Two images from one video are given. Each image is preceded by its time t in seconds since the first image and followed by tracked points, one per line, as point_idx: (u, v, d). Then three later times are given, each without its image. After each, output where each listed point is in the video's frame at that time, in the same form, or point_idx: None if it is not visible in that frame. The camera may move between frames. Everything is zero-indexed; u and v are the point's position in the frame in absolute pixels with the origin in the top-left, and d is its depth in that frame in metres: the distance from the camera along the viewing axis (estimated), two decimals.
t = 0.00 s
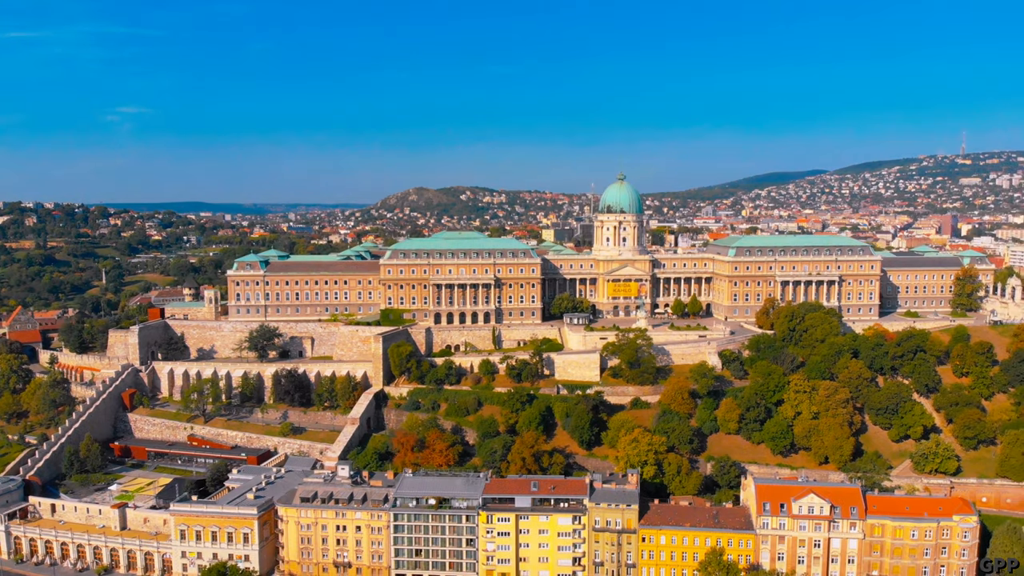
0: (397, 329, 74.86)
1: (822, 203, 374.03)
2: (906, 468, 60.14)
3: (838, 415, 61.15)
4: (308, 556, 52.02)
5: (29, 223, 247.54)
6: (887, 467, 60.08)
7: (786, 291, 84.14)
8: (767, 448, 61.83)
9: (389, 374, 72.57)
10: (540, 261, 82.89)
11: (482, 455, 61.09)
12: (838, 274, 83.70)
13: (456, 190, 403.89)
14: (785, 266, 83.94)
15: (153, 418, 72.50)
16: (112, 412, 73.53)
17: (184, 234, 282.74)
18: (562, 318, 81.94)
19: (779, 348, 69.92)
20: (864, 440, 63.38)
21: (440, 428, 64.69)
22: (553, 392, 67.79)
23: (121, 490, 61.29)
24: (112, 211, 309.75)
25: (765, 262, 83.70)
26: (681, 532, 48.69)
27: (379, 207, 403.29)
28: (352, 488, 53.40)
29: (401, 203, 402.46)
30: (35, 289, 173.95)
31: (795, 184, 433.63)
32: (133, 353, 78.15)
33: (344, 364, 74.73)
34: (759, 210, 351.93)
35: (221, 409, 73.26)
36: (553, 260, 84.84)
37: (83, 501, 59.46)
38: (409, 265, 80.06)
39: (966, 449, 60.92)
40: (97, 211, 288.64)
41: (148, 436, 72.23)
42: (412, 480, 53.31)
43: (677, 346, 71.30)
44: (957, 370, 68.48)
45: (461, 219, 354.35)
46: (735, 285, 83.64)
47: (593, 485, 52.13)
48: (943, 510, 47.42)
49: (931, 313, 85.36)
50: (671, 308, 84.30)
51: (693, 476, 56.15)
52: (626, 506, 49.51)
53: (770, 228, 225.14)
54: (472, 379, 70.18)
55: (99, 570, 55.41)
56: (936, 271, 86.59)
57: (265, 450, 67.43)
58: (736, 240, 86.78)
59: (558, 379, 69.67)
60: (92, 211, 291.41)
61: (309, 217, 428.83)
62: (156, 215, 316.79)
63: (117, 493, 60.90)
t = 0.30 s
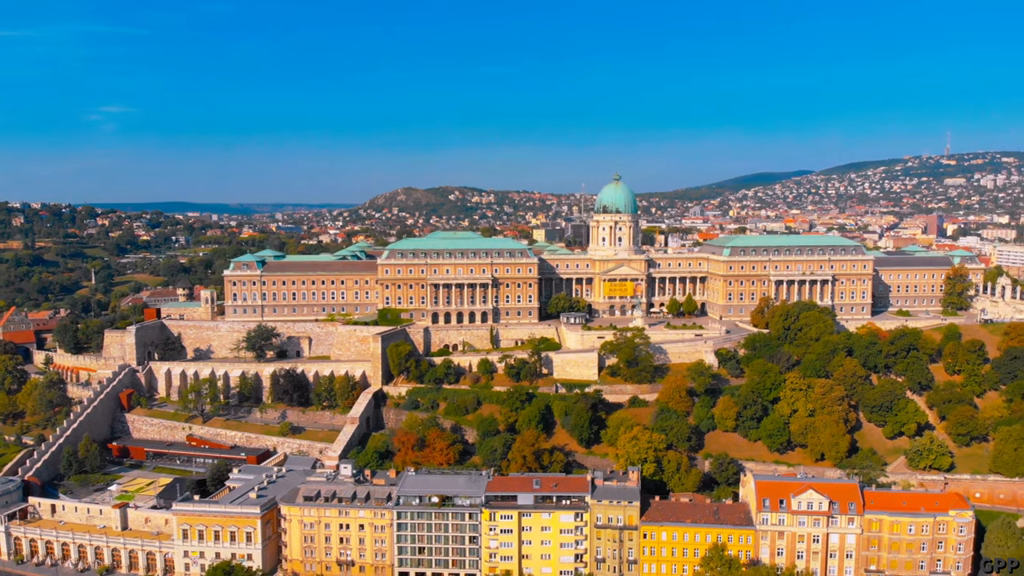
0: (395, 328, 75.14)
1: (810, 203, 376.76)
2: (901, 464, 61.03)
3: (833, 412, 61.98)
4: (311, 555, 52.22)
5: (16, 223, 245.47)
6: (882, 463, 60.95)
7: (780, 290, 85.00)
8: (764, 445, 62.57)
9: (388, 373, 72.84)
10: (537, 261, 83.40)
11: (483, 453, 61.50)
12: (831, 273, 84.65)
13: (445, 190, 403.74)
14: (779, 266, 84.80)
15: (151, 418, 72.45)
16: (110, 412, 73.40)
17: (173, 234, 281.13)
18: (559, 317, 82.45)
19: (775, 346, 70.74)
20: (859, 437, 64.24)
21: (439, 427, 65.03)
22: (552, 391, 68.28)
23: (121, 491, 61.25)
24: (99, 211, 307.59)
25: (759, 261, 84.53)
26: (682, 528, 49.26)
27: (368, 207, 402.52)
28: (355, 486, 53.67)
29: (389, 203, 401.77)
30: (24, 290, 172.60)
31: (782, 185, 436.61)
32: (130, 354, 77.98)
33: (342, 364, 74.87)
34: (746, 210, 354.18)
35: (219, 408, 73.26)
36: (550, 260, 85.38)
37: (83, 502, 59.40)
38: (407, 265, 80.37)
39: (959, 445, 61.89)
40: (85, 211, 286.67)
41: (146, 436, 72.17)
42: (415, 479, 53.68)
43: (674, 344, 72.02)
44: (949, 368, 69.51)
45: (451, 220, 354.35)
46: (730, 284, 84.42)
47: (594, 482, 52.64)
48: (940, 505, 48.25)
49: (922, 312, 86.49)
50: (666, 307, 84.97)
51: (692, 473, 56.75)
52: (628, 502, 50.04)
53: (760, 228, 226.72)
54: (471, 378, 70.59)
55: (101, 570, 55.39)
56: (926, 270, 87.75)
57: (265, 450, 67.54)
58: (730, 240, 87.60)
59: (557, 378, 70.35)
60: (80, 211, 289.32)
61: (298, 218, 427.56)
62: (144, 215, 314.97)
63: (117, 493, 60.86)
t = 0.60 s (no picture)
0: (393, 328, 75.45)
1: (797, 203, 379.50)
2: (895, 461, 61.91)
3: (829, 410, 62.82)
4: (314, 554, 52.48)
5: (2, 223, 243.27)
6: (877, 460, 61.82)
7: (774, 290, 85.89)
8: (760, 443, 63.30)
9: (387, 372, 73.10)
10: (533, 261, 83.96)
11: (483, 451, 61.90)
12: (824, 272, 85.67)
13: (435, 189, 403.47)
14: (773, 266, 85.68)
15: (149, 418, 72.38)
16: (107, 412, 73.25)
17: (161, 235, 279.47)
18: (556, 317, 82.99)
19: (770, 345, 71.54)
20: (854, 434, 65.09)
21: (439, 426, 65.37)
22: (550, 389, 68.77)
23: (120, 491, 61.23)
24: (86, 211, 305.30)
25: (753, 261, 85.38)
26: (682, 525, 49.83)
27: (358, 207, 401.61)
28: (357, 485, 53.92)
29: (378, 203, 400.97)
30: (12, 291, 171.21)
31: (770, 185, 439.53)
32: (127, 354, 77.80)
33: (340, 364, 75.02)
34: (734, 211, 356.38)
35: (217, 408, 73.27)
36: (546, 260, 85.96)
37: (83, 502, 59.32)
38: (404, 265, 80.64)
39: (951, 442, 62.85)
40: (71, 211, 284.59)
41: (144, 436, 72.10)
42: (417, 477, 54.07)
43: (671, 343, 72.75)
44: (941, 366, 70.55)
45: (440, 220, 354.18)
46: (725, 284, 85.25)
47: (595, 479, 53.18)
48: (936, 501, 49.07)
49: (913, 311, 87.65)
50: (661, 307, 85.70)
51: (691, 471, 57.39)
52: (629, 499, 50.58)
53: (748, 228, 228.38)
54: (470, 378, 71.03)
55: (102, 570, 55.37)
56: (917, 269, 88.95)
57: (264, 449, 67.65)
58: (724, 240, 88.45)
59: (556, 377, 70.88)
60: (67, 211, 287.04)
61: (286, 218, 426.03)
62: (132, 215, 313.00)
63: (117, 494, 60.82)
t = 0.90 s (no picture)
0: (392, 328, 75.74)
1: (785, 203, 381.93)
2: (890, 458, 62.71)
3: (824, 408, 63.57)
4: (317, 553, 52.72)
5: None
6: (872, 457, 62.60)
7: (768, 289, 86.68)
8: (757, 440, 63.98)
9: (385, 372, 73.33)
10: (530, 260, 84.48)
11: (482, 450, 62.23)
12: (818, 272, 86.57)
13: (425, 189, 403.19)
14: (767, 265, 86.46)
15: (146, 419, 72.31)
16: (104, 413, 73.11)
17: (150, 235, 278.05)
18: (552, 316, 83.51)
19: (766, 343, 72.27)
20: (849, 432, 65.86)
21: (439, 425, 65.66)
22: (548, 388, 69.23)
23: (120, 491, 61.21)
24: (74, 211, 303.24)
25: (748, 261, 86.14)
26: (683, 521, 50.40)
27: (348, 207, 400.86)
28: (360, 484, 54.19)
29: (368, 203, 400.37)
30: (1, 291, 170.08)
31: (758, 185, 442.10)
32: (124, 354, 77.63)
33: (338, 364, 75.15)
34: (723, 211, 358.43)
35: (216, 408, 73.28)
36: (543, 260, 86.50)
37: (83, 503, 59.27)
38: (402, 265, 80.92)
39: (945, 439, 63.69)
40: (59, 211, 282.73)
41: (142, 437, 72.02)
42: (420, 476, 54.51)
43: (668, 343, 73.41)
44: (933, 364, 71.48)
45: (430, 219, 354.07)
46: (720, 283, 85.97)
47: (596, 477, 53.73)
48: (932, 497, 49.83)
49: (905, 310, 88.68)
50: (657, 306, 86.35)
51: (689, 468, 58.01)
52: (630, 497, 51.11)
53: (738, 228, 229.85)
54: (468, 377, 71.46)
55: (103, 571, 55.35)
56: (909, 269, 90.03)
57: (263, 449, 67.74)
58: (718, 240, 89.22)
59: (554, 376, 71.34)
60: (55, 212, 285.06)
61: (276, 218, 424.73)
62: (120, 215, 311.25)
63: (117, 494, 60.78)
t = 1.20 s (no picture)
0: (390, 328, 76.01)
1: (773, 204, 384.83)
2: (884, 455, 63.58)
3: (819, 406, 64.39)
4: (319, 551, 52.93)
5: None
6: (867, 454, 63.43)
7: (762, 289, 87.59)
8: (754, 438, 64.72)
9: (384, 372, 73.59)
10: (526, 261, 85.02)
11: (482, 449, 62.54)
12: (811, 272, 87.62)
13: (414, 189, 402.77)
14: (761, 265, 87.37)
15: (144, 419, 72.21)
16: (102, 414, 72.95)
17: (139, 235, 276.11)
18: (549, 316, 84.05)
19: (761, 342, 73.07)
20: (843, 430, 66.67)
21: (438, 425, 65.98)
22: (547, 387, 69.76)
23: (120, 492, 61.16)
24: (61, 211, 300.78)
25: (742, 261, 87.02)
26: (683, 518, 50.99)
27: (337, 207, 399.81)
28: (362, 483, 54.47)
29: (356, 203, 399.38)
30: None
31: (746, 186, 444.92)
32: (120, 355, 77.43)
33: (337, 364, 75.31)
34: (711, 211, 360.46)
35: (214, 409, 73.29)
36: (539, 260, 87.05)
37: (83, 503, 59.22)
38: (399, 265, 81.32)
39: (938, 436, 64.62)
40: (46, 211, 280.64)
41: (139, 437, 71.92)
42: (422, 475, 54.91)
43: (664, 342, 74.14)
44: (925, 363, 72.53)
45: (420, 220, 353.85)
46: (714, 283, 86.79)
47: (597, 475, 54.29)
48: (927, 492, 50.69)
49: (896, 309, 89.88)
50: (652, 306, 87.06)
51: (688, 466, 58.66)
52: (631, 494, 51.62)
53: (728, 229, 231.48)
54: (467, 377, 71.86)
55: (104, 571, 55.31)
56: (899, 269, 91.24)
57: (262, 449, 67.80)
58: (713, 240, 90.04)
59: (552, 375, 71.84)
60: (41, 212, 282.64)
61: (265, 219, 423.22)
62: (108, 215, 309.15)
63: (116, 494, 60.77)
